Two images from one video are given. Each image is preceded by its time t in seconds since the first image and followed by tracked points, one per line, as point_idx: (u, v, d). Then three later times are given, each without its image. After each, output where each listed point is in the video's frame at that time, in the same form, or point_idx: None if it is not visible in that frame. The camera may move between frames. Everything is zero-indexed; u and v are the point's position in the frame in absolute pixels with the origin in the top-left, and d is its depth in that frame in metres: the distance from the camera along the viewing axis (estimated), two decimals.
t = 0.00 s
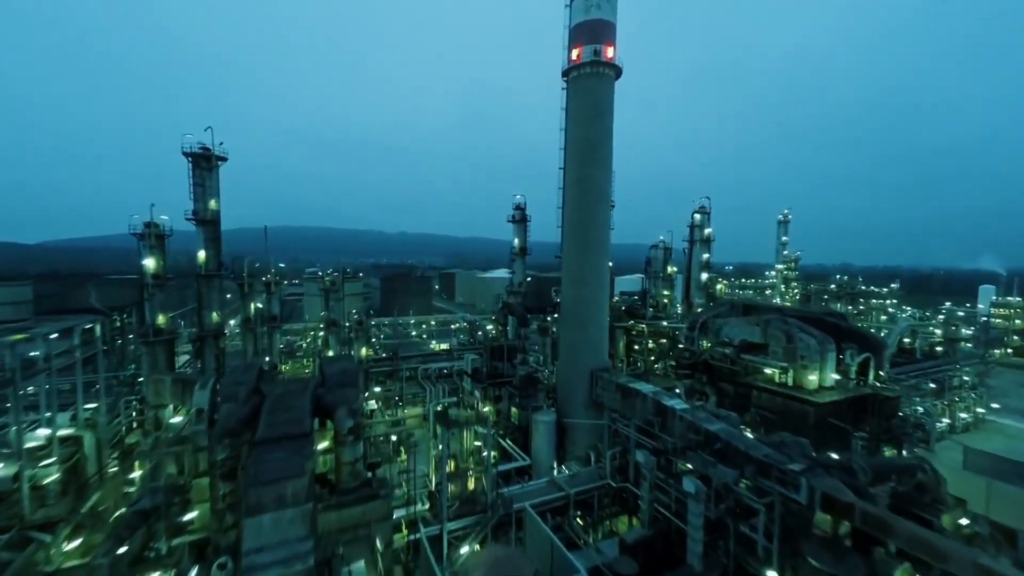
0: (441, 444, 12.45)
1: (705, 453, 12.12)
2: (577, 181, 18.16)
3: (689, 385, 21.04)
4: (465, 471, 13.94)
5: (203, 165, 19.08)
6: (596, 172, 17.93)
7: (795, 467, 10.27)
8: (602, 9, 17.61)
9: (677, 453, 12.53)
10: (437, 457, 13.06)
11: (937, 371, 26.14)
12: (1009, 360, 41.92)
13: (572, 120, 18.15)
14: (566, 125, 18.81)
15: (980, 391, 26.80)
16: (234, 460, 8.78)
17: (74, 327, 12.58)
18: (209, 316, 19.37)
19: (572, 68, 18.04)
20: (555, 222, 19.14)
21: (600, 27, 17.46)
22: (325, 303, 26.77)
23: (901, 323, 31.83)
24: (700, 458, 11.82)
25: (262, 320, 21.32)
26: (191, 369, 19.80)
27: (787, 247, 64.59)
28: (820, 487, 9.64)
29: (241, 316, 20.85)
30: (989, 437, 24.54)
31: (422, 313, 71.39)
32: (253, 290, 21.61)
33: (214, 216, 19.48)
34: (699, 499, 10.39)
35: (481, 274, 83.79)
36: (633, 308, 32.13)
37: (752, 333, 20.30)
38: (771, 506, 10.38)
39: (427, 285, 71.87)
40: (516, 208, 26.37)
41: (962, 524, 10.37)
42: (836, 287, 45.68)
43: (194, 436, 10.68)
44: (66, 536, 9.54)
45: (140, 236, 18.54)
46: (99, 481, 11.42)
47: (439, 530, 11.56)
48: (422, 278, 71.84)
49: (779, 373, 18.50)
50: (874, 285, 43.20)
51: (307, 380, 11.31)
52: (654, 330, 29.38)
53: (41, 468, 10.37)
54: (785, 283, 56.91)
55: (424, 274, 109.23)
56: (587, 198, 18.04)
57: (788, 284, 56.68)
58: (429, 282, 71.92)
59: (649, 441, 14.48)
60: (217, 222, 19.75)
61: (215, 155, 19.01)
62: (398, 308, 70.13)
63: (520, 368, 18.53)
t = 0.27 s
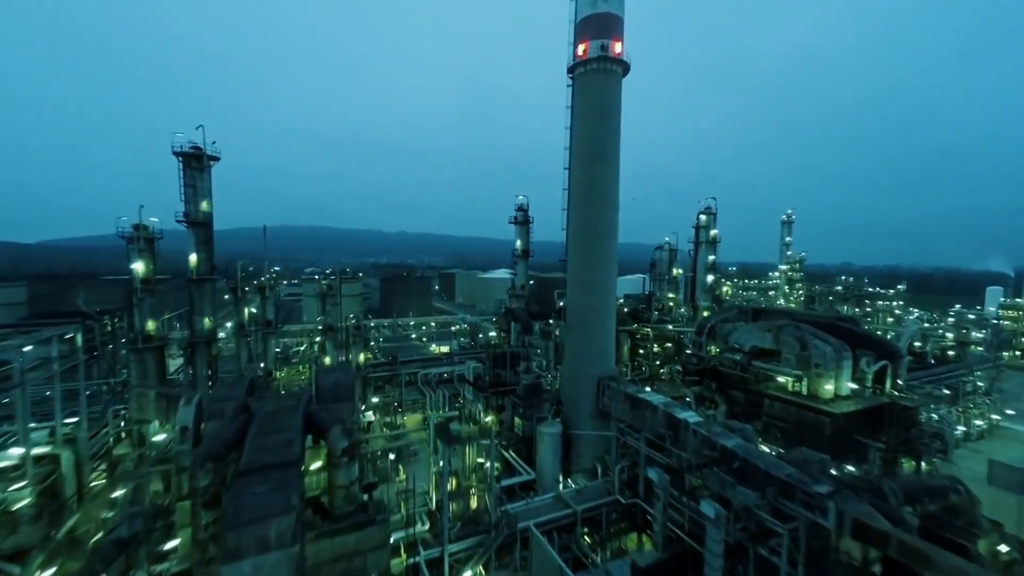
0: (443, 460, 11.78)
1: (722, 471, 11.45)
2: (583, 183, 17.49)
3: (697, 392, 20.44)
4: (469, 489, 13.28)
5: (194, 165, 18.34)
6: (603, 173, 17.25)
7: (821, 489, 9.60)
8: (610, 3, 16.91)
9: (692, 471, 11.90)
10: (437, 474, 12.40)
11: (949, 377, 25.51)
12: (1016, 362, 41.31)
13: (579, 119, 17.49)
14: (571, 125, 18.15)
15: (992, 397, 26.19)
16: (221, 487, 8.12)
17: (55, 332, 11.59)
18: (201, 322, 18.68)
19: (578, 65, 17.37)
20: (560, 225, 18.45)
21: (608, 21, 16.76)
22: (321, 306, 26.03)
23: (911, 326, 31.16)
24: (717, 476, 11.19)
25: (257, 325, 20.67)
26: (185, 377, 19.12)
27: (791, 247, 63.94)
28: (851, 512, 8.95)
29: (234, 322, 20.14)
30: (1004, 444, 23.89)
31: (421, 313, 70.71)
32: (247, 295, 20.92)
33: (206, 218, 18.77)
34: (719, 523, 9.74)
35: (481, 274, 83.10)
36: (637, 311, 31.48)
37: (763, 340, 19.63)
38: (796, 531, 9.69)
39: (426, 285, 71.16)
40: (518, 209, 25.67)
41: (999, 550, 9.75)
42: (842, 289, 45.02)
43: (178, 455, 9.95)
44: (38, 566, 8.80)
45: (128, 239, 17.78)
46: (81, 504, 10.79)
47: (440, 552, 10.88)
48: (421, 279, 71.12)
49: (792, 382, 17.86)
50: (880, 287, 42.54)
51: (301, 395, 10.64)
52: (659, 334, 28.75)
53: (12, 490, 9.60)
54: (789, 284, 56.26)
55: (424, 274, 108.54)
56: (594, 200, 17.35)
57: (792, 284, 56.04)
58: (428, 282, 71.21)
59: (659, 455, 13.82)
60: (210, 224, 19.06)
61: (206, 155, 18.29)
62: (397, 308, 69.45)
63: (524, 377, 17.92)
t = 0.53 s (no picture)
0: (444, 483, 10.96)
1: (744, 494, 10.66)
2: (591, 184, 16.67)
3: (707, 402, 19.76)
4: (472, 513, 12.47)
5: (183, 165, 17.52)
6: (611, 174, 16.44)
7: (857, 519, 8.73)
8: None
9: (710, 494, 11.10)
10: (437, 495, 11.65)
11: (966, 384, 24.71)
12: None
13: (586, 117, 16.70)
14: (578, 124, 17.33)
15: (1011, 405, 25.37)
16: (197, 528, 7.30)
17: (27, 347, 10.64)
18: (190, 329, 17.87)
19: (585, 60, 16.57)
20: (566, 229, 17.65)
21: (617, 14, 15.97)
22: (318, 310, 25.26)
23: (924, 330, 30.35)
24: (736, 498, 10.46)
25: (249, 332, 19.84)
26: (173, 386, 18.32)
27: (795, 248, 63.15)
28: (893, 548, 8.07)
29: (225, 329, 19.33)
30: None
31: (421, 315, 69.85)
32: (240, 301, 20.11)
33: (195, 219, 17.95)
34: (745, 557, 8.90)
35: (481, 275, 82.24)
36: (643, 315, 30.72)
37: (778, 348, 18.81)
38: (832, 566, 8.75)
39: (425, 287, 70.38)
40: (521, 210, 24.92)
41: None
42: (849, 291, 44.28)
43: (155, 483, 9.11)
44: None
45: (112, 242, 16.93)
46: (50, 534, 9.94)
47: None
48: (421, 280, 70.33)
49: (810, 394, 17.12)
50: (888, 289, 41.78)
51: (289, 417, 9.82)
52: (665, 339, 27.95)
53: None
54: (794, 286, 55.51)
55: (424, 275, 107.65)
56: (601, 203, 16.53)
57: (797, 286, 55.31)
58: (428, 283, 70.43)
59: (673, 474, 13.02)
60: (199, 227, 18.24)
61: (195, 154, 17.48)
62: (397, 309, 68.62)
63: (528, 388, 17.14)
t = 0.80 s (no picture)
0: (445, 506, 10.27)
1: (766, 518, 10.01)
2: (598, 185, 15.95)
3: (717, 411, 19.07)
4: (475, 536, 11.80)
5: (172, 165, 16.78)
6: (619, 175, 15.72)
7: (892, 550, 8.00)
8: None
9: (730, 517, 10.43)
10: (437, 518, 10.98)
11: (981, 390, 24.02)
12: None
13: (592, 114, 15.97)
14: (584, 123, 16.63)
15: None
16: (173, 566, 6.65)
17: None
18: (179, 336, 17.14)
19: (592, 55, 15.85)
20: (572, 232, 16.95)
21: (626, 6, 15.25)
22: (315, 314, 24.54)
23: (935, 334, 29.68)
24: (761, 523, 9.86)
25: (241, 338, 19.13)
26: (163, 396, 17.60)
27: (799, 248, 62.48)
28: None
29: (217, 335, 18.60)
30: None
31: (420, 316, 69.12)
32: (232, 306, 19.36)
33: (184, 221, 17.20)
34: None
35: (481, 275, 81.53)
36: (648, 318, 30.06)
37: (792, 355, 18.05)
38: None
39: (425, 287, 69.68)
40: (523, 211, 24.24)
41: None
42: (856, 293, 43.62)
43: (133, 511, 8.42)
44: None
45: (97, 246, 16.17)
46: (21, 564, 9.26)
47: None
48: (420, 280, 69.61)
49: (826, 404, 16.41)
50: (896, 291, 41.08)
51: (278, 438, 9.10)
52: (671, 343, 27.25)
53: None
54: (798, 287, 54.83)
55: (423, 275, 106.95)
56: (609, 205, 15.81)
57: (801, 287, 54.64)
58: (427, 284, 69.72)
59: (687, 491, 12.39)
60: (189, 229, 17.49)
61: (184, 153, 16.73)
62: (396, 310, 67.90)
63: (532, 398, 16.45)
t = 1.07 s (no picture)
0: (446, 533, 9.57)
1: (792, 547, 9.31)
2: (606, 186, 15.23)
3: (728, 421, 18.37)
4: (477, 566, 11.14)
5: (160, 165, 16.05)
6: (628, 176, 15.01)
7: None
8: None
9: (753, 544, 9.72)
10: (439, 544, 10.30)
11: (998, 396, 23.35)
12: None
13: (600, 113, 15.29)
14: (591, 121, 15.93)
15: None
16: None
17: None
18: (168, 343, 16.40)
19: (600, 49, 15.14)
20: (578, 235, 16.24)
21: None
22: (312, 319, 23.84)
23: (948, 338, 28.92)
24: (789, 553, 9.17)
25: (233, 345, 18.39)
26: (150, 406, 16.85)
27: (803, 249, 61.74)
28: None
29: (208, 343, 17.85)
30: None
31: (419, 317, 68.35)
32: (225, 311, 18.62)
33: (174, 224, 16.47)
34: None
35: (481, 276, 80.75)
36: (653, 322, 29.38)
37: (807, 363, 17.31)
38: None
39: (424, 289, 68.94)
40: (525, 213, 23.54)
41: None
42: (862, 295, 42.94)
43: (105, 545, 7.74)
44: None
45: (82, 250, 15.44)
46: None
47: None
48: (419, 281, 68.88)
49: (843, 415, 15.69)
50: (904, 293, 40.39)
51: (265, 463, 8.38)
52: (677, 348, 26.56)
53: None
54: (802, 288, 54.16)
55: (423, 275, 106.17)
56: (617, 208, 15.10)
57: (806, 289, 53.96)
58: (426, 285, 68.94)
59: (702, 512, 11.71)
60: (178, 232, 16.73)
61: (173, 152, 16.03)
62: (394, 312, 67.13)
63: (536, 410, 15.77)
